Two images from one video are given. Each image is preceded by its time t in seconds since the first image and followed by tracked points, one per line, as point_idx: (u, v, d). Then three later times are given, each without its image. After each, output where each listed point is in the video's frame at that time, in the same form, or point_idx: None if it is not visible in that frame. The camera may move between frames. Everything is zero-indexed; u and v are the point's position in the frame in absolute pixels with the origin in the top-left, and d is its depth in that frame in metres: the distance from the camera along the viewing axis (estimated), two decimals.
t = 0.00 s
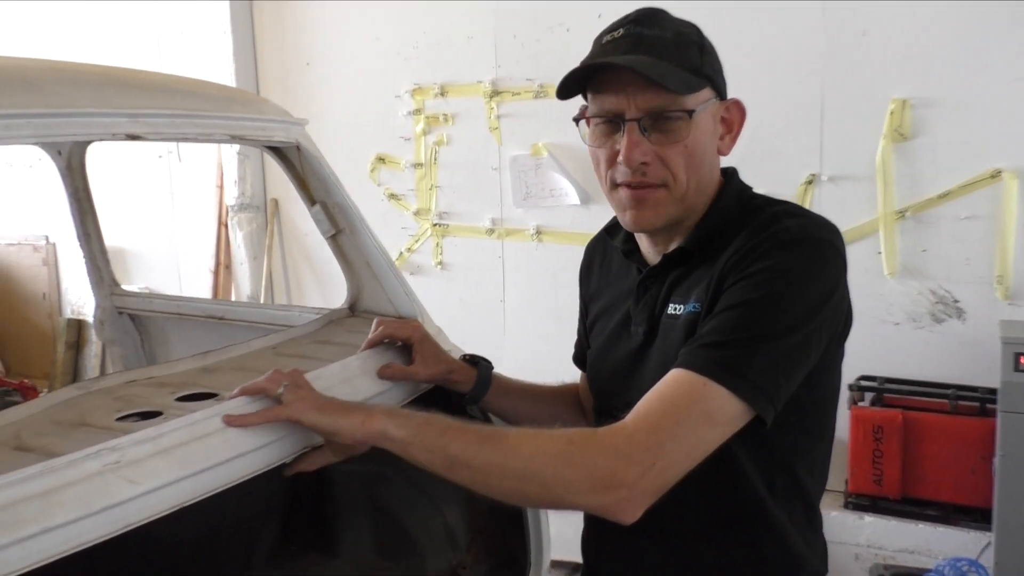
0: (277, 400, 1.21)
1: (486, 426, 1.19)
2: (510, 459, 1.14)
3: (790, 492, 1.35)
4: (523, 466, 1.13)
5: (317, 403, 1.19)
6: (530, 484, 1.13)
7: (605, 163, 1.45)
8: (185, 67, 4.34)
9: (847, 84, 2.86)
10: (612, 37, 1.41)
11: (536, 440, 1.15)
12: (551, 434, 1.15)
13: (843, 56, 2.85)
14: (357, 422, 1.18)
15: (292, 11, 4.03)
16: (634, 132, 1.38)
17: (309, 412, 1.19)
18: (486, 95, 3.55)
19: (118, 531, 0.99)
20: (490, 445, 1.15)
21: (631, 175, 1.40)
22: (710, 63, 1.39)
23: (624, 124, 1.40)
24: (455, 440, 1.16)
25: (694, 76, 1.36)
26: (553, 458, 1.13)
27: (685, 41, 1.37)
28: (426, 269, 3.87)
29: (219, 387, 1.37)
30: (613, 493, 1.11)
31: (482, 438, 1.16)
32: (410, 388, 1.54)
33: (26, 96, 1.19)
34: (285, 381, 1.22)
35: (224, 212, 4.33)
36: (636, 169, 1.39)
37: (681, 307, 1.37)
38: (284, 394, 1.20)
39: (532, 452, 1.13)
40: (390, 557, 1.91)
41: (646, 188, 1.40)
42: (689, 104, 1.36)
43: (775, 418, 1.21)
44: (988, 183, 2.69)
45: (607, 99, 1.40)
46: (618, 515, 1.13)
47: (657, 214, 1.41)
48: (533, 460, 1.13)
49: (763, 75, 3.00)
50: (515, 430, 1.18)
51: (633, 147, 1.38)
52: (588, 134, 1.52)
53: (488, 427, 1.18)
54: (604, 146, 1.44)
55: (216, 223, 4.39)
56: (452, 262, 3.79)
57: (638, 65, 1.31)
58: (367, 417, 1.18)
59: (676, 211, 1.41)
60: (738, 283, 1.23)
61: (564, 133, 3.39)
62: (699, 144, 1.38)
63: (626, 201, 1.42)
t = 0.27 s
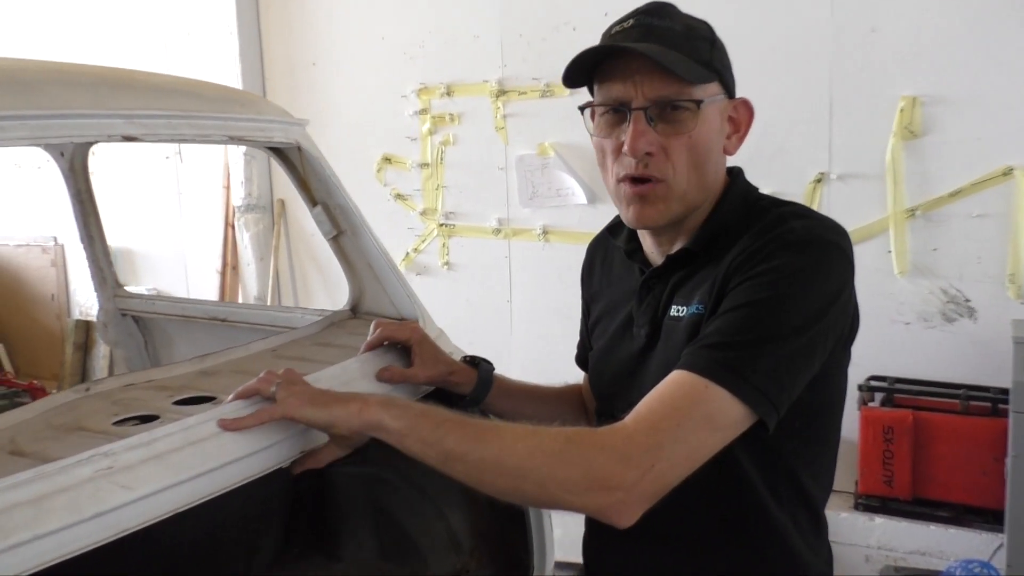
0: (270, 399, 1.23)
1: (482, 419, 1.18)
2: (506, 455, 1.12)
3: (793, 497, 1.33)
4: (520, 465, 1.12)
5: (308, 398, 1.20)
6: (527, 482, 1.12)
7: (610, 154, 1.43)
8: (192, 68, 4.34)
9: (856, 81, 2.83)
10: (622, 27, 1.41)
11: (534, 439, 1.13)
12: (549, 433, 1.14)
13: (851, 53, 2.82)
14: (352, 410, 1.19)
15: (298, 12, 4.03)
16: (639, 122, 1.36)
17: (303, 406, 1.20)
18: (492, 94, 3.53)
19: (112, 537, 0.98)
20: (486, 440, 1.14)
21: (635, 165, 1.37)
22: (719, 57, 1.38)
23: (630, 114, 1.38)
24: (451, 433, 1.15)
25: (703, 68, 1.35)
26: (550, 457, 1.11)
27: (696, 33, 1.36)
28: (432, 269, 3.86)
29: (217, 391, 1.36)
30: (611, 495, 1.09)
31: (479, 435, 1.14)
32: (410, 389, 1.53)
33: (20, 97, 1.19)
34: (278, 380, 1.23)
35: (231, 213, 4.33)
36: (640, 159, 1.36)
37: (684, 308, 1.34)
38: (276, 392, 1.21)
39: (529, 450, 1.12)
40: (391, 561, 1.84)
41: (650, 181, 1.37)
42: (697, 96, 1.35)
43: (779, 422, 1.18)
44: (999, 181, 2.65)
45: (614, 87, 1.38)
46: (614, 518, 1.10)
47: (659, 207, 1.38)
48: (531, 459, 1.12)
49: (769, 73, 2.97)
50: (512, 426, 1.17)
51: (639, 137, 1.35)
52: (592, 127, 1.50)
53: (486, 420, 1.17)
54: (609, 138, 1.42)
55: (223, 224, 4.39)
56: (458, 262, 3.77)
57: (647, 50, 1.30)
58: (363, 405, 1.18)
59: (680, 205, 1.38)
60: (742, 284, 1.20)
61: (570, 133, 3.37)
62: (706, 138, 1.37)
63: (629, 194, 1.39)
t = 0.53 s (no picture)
0: (271, 401, 1.24)
1: (483, 423, 1.19)
2: (507, 459, 1.12)
3: (798, 501, 1.32)
4: (521, 469, 1.11)
5: (308, 403, 1.21)
6: (528, 486, 1.11)
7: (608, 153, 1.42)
8: (200, 68, 4.35)
9: (864, 81, 2.81)
10: (620, 25, 1.40)
11: (535, 443, 1.13)
12: (551, 437, 1.13)
13: (859, 52, 2.80)
14: (351, 415, 1.20)
15: (306, 13, 4.03)
16: (637, 120, 1.36)
17: (303, 412, 1.21)
18: (498, 94, 3.53)
19: (111, 540, 1.00)
20: (487, 444, 1.14)
21: (634, 164, 1.36)
22: (717, 55, 1.37)
23: (627, 112, 1.37)
24: (452, 439, 1.15)
25: (701, 65, 1.34)
26: (551, 462, 1.11)
27: (693, 30, 1.35)
28: (439, 270, 3.86)
29: (218, 392, 1.36)
30: (612, 500, 1.09)
31: (480, 439, 1.15)
32: (412, 390, 1.52)
33: (21, 99, 1.19)
34: (279, 383, 1.24)
35: (239, 213, 4.34)
36: (639, 158, 1.35)
37: (687, 311, 1.34)
38: (277, 396, 1.22)
39: (530, 455, 1.12)
40: (393, 563, 1.84)
41: (648, 180, 1.36)
42: (696, 93, 1.34)
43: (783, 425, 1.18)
44: (1009, 180, 2.63)
45: (612, 86, 1.38)
46: (616, 523, 1.10)
47: (658, 206, 1.37)
48: (532, 462, 1.11)
49: (777, 73, 2.95)
50: (514, 430, 1.17)
51: (637, 135, 1.35)
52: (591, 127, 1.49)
53: (487, 425, 1.17)
54: (607, 137, 1.42)
55: (231, 224, 4.40)
56: (465, 263, 3.77)
57: (644, 47, 1.29)
58: (364, 411, 1.20)
59: (680, 204, 1.37)
60: (745, 287, 1.19)
61: (577, 132, 3.36)
62: (705, 136, 1.35)
63: (628, 193, 1.38)
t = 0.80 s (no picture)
0: (274, 403, 1.24)
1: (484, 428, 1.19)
2: (508, 464, 1.12)
3: (800, 505, 1.31)
4: (523, 473, 1.11)
5: (310, 406, 1.21)
6: (530, 490, 1.11)
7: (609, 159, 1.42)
8: (207, 69, 4.36)
9: (872, 80, 2.79)
10: (619, 29, 1.39)
11: (537, 448, 1.13)
12: (553, 442, 1.13)
13: (867, 51, 2.79)
14: (354, 417, 1.20)
15: (312, 13, 4.04)
16: (638, 125, 1.35)
17: (306, 414, 1.21)
18: (505, 94, 3.52)
19: (112, 542, 1.00)
20: (489, 448, 1.14)
21: (635, 169, 1.36)
22: (717, 58, 1.36)
23: (628, 117, 1.37)
24: (454, 442, 1.15)
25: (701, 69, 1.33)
26: (552, 466, 1.10)
27: (693, 33, 1.34)
28: (446, 270, 3.86)
29: (221, 393, 1.36)
30: (613, 505, 1.08)
31: (482, 442, 1.15)
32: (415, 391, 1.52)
33: (24, 99, 1.19)
34: (282, 385, 1.25)
35: (246, 214, 4.35)
36: (640, 163, 1.35)
37: (689, 313, 1.33)
38: (280, 398, 1.22)
39: (532, 459, 1.11)
40: (398, 564, 1.81)
41: (651, 185, 1.35)
42: (696, 97, 1.33)
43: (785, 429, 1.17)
44: (1019, 180, 2.61)
45: (612, 92, 1.37)
46: (618, 528, 1.09)
47: (660, 211, 1.36)
48: (533, 466, 1.11)
49: (783, 72, 2.94)
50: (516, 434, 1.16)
51: (638, 141, 1.34)
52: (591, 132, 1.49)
53: (488, 429, 1.17)
54: (608, 142, 1.41)
55: (238, 224, 4.40)
56: (472, 263, 3.77)
57: (644, 53, 1.28)
58: (366, 413, 1.20)
59: (682, 209, 1.36)
60: (746, 290, 1.19)
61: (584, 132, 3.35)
62: (706, 140, 1.35)
63: (630, 198, 1.38)
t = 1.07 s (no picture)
0: (280, 403, 1.24)
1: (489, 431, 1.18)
2: (513, 469, 1.11)
3: (804, 511, 1.30)
4: (527, 478, 1.10)
5: (315, 407, 1.21)
6: (535, 495, 1.11)
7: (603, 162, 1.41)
8: (215, 69, 4.37)
9: (881, 79, 2.77)
10: (616, 32, 1.38)
11: (543, 451, 1.12)
12: (558, 445, 1.12)
13: (876, 50, 2.77)
14: (359, 420, 1.19)
15: (320, 13, 4.04)
16: (627, 129, 1.34)
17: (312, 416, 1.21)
18: (512, 94, 3.51)
19: (117, 542, 1.00)
20: (494, 451, 1.13)
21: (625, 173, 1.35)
22: (715, 58, 1.32)
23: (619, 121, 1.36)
24: (459, 446, 1.14)
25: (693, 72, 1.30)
26: (557, 470, 1.10)
27: (685, 35, 1.31)
28: (452, 269, 3.85)
29: (227, 393, 1.36)
30: (618, 510, 1.07)
31: (487, 445, 1.14)
32: (420, 391, 1.52)
33: (30, 98, 1.19)
34: (287, 386, 1.24)
35: (253, 213, 4.35)
36: (628, 168, 1.34)
37: (694, 314, 1.32)
38: (285, 399, 1.22)
39: (538, 464, 1.11)
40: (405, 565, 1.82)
41: (640, 188, 1.35)
42: (686, 100, 1.30)
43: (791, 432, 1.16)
44: None
45: (603, 96, 1.36)
46: (623, 533, 1.09)
47: (649, 216, 1.35)
48: (537, 470, 1.10)
49: (792, 71, 2.92)
50: (522, 437, 1.16)
51: (625, 146, 1.33)
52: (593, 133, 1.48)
53: (492, 433, 1.16)
54: (602, 145, 1.41)
55: (245, 224, 4.40)
56: (479, 262, 3.76)
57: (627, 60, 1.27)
58: (371, 415, 1.19)
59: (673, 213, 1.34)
60: (752, 292, 1.18)
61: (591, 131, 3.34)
62: (699, 143, 1.32)
63: (621, 201, 1.37)
